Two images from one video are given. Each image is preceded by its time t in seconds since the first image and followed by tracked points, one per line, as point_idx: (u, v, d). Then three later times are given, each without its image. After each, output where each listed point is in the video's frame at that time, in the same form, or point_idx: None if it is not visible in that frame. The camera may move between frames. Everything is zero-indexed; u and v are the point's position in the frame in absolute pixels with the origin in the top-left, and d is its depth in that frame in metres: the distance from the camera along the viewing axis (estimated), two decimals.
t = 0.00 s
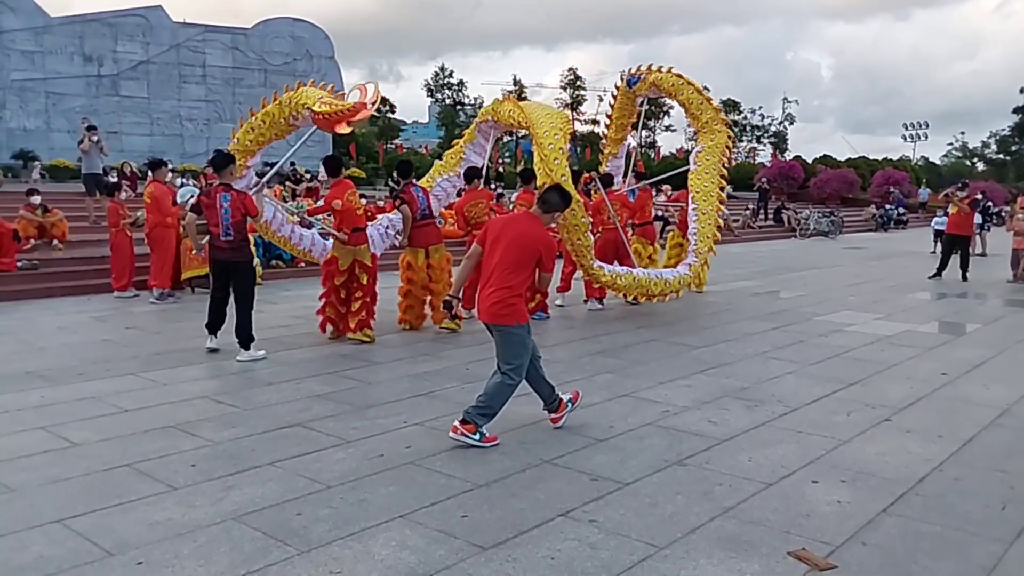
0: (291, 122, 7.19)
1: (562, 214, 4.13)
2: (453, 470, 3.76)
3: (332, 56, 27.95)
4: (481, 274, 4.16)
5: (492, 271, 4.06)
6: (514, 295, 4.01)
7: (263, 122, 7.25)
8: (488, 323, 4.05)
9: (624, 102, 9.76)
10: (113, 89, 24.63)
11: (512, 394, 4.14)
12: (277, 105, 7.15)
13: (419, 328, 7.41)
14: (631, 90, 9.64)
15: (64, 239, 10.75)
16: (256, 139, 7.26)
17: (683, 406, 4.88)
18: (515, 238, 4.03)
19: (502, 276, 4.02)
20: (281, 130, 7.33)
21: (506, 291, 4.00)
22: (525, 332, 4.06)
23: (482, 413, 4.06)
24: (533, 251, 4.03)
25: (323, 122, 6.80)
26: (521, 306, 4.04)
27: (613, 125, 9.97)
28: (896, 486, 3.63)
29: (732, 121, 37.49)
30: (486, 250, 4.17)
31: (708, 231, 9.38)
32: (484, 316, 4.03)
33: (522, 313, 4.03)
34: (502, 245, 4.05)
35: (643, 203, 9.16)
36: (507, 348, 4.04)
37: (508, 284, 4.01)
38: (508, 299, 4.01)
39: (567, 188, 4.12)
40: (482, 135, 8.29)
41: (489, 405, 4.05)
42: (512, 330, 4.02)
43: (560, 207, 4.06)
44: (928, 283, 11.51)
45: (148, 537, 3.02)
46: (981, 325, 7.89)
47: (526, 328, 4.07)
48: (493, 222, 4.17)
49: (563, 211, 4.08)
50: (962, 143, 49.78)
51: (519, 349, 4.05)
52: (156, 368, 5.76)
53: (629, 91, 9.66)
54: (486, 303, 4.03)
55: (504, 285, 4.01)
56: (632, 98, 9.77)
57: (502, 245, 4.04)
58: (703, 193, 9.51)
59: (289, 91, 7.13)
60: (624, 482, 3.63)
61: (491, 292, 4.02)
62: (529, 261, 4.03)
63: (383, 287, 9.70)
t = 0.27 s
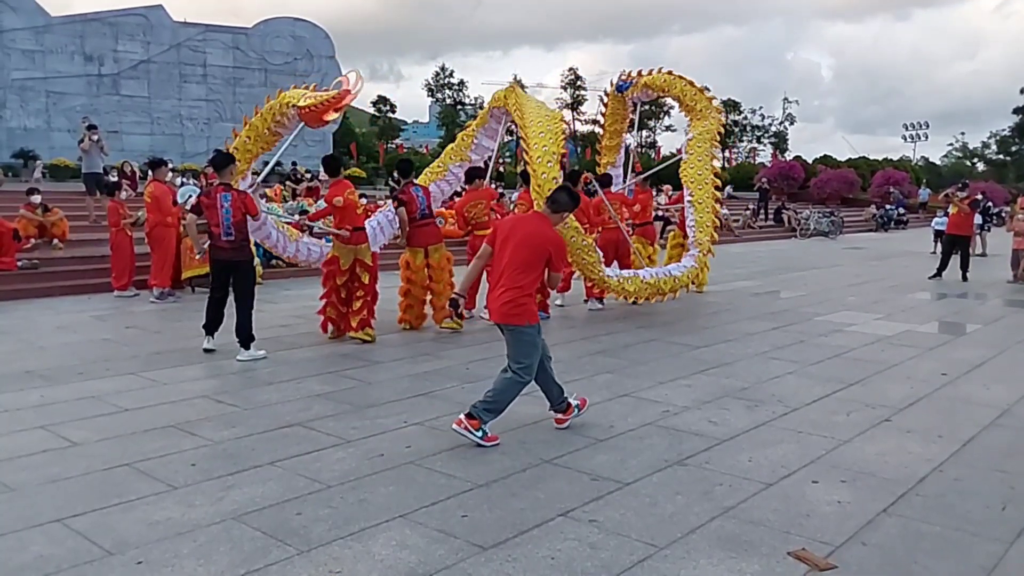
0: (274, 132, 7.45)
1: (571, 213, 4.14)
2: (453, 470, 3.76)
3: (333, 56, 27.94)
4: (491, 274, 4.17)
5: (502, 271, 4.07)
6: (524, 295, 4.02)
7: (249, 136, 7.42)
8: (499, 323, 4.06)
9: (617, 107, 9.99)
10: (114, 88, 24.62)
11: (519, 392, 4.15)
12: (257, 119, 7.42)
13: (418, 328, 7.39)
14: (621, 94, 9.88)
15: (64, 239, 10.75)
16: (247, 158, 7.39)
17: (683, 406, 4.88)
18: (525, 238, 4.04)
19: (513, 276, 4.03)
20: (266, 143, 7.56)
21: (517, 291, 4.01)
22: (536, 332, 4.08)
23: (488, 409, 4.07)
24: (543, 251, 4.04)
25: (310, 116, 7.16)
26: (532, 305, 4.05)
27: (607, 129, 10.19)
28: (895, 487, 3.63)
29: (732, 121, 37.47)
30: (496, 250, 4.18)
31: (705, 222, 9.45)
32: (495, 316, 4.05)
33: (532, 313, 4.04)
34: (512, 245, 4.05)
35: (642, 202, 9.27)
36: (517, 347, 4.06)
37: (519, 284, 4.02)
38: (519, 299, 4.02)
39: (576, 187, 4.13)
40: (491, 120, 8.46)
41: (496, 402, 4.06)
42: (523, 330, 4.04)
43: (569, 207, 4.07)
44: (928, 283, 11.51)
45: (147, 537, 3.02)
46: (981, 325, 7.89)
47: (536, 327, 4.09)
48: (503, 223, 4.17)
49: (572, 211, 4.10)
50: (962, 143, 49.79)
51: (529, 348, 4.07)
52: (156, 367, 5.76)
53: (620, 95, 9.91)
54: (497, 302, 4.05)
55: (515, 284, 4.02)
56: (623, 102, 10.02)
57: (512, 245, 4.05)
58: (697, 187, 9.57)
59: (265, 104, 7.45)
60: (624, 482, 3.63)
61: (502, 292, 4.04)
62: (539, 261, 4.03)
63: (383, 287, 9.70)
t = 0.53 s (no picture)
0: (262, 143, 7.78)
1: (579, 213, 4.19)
2: (453, 470, 3.76)
3: (333, 56, 27.80)
4: (500, 275, 4.21)
5: (512, 272, 4.11)
6: (535, 296, 4.07)
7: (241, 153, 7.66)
8: (510, 323, 4.11)
9: (608, 117, 10.24)
10: (114, 88, 24.61)
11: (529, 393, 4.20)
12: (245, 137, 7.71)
13: (418, 328, 7.38)
14: (611, 101, 10.10)
15: (64, 238, 10.75)
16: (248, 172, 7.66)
17: (683, 406, 4.88)
18: (534, 239, 4.08)
19: (523, 276, 4.07)
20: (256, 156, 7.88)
21: (527, 292, 4.06)
22: (547, 332, 4.13)
23: (500, 404, 4.10)
24: (553, 251, 4.08)
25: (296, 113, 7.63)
26: (542, 306, 4.10)
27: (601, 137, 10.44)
28: (895, 487, 3.63)
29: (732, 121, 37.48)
30: (505, 251, 4.21)
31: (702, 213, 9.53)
32: (506, 317, 4.09)
33: (543, 313, 4.09)
34: (522, 246, 4.09)
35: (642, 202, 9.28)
36: (529, 346, 4.11)
37: (529, 284, 4.06)
38: (529, 300, 4.07)
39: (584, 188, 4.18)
40: (496, 113, 8.61)
41: (506, 399, 4.11)
42: (534, 330, 4.10)
43: (578, 207, 4.12)
44: (928, 283, 11.51)
45: (147, 536, 3.02)
46: (981, 326, 7.89)
47: (547, 327, 4.14)
48: (512, 223, 4.21)
49: (580, 211, 4.14)
50: (962, 143, 49.81)
51: (541, 348, 4.12)
52: (155, 367, 5.75)
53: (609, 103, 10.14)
54: (507, 303, 4.09)
55: (525, 285, 4.07)
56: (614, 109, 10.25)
57: (522, 246, 4.09)
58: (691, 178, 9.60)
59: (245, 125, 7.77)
60: (624, 482, 3.63)
61: (513, 293, 4.08)
62: (549, 261, 4.08)
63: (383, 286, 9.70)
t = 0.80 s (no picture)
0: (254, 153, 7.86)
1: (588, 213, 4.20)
2: (453, 470, 3.76)
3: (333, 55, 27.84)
4: (510, 275, 4.25)
5: (522, 272, 4.15)
6: (546, 296, 4.12)
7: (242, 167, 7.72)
8: (522, 324, 4.16)
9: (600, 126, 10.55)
10: (114, 88, 24.61)
11: (541, 393, 4.25)
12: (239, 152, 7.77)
13: (418, 328, 7.39)
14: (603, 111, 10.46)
15: (64, 238, 10.74)
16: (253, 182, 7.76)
17: (683, 406, 4.88)
18: (543, 239, 4.11)
19: (533, 277, 4.12)
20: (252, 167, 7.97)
21: (537, 293, 4.11)
22: (558, 331, 4.19)
23: (516, 400, 4.14)
24: (562, 251, 4.11)
25: (280, 115, 7.75)
26: (552, 305, 4.15)
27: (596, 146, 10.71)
28: (895, 487, 3.63)
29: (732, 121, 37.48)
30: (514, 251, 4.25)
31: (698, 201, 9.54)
32: (517, 317, 4.14)
33: (553, 313, 4.14)
34: (531, 247, 4.12)
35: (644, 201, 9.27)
36: (541, 346, 4.16)
37: (539, 285, 4.11)
38: (539, 300, 4.12)
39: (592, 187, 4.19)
40: (503, 102, 8.46)
41: (523, 396, 4.16)
42: (545, 330, 4.15)
43: (586, 207, 4.13)
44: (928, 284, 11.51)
45: (147, 536, 3.02)
46: (981, 326, 7.89)
47: (558, 326, 4.19)
48: (520, 223, 4.23)
49: (589, 210, 4.16)
50: (962, 144, 49.82)
51: (553, 348, 4.18)
52: (155, 367, 5.75)
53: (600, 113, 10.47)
54: (518, 304, 4.14)
55: (535, 286, 4.11)
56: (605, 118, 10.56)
57: (531, 247, 4.12)
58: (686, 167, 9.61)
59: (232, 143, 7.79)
60: (624, 482, 3.63)
61: (524, 294, 4.13)
62: (558, 262, 4.12)
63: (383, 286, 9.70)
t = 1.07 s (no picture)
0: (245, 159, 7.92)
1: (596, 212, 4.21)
2: (453, 470, 3.76)
3: (332, 55, 27.88)
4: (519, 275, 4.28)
5: (530, 273, 4.18)
6: (555, 296, 4.15)
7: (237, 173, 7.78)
8: (531, 324, 4.19)
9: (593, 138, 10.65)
10: (113, 88, 24.59)
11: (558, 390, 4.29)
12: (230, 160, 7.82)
13: (417, 328, 7.39)
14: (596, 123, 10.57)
15: (63, 238, 10.74)
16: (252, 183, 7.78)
17: (683, 406, 4.88)
18: (551, 240, 4.13)
19: (541, 277, 4.14)
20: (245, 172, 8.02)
21: (546, 293, 4.13)
22: (568, 331, 4.22)
23: (534, 395, 4.17)
24: (570, 251, 4.13)
25: (262, 119, 7.81)
26: (561, 305, 4.18)
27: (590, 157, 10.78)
28: (895, 487, 3.63)
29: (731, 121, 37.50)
30: (522, 252, 4.28)
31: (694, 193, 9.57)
32: (527, 318, 4.17)
33: (562, 312, 4.17)
34: (539, 247, 4.14)
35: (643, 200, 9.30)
36: (554, 344, 4.20)
37: (547, 286, 4.14)
38: (548, 301, 4.14)
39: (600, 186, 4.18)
40: (512, 91, 8.03)
41: (541, 392, 4.18)
42: (555, 330, 4.18)
43: (594, 207, 4.14)
44: (928, 283, 11.51)
45: (146, 537, 3.02)
46: (981, 325, 7.89)
47: (568, 325, 4.22)
48: (528, 223, 4.26)
49: (597, 210, 4.16)
50: (962, 143, 49.83)
51: (564, 347, 4.21)
52: (155, 367, 5.75)
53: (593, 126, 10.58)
54: (528, 304, 4.17)
55: (543, 286, 4.14)
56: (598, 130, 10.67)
57: (539, 247, 4.14)
58: (679, 156, 9.63)
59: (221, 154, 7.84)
60: (624, 482, 3.63)
61: (533, 294, 4.15)
62: (566, 262, 4.14)
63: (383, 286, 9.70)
